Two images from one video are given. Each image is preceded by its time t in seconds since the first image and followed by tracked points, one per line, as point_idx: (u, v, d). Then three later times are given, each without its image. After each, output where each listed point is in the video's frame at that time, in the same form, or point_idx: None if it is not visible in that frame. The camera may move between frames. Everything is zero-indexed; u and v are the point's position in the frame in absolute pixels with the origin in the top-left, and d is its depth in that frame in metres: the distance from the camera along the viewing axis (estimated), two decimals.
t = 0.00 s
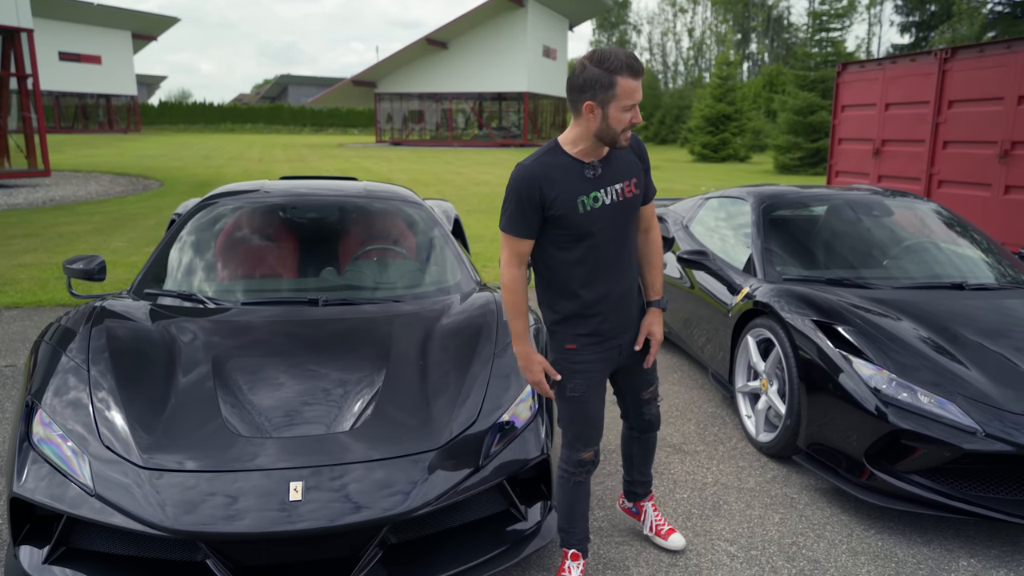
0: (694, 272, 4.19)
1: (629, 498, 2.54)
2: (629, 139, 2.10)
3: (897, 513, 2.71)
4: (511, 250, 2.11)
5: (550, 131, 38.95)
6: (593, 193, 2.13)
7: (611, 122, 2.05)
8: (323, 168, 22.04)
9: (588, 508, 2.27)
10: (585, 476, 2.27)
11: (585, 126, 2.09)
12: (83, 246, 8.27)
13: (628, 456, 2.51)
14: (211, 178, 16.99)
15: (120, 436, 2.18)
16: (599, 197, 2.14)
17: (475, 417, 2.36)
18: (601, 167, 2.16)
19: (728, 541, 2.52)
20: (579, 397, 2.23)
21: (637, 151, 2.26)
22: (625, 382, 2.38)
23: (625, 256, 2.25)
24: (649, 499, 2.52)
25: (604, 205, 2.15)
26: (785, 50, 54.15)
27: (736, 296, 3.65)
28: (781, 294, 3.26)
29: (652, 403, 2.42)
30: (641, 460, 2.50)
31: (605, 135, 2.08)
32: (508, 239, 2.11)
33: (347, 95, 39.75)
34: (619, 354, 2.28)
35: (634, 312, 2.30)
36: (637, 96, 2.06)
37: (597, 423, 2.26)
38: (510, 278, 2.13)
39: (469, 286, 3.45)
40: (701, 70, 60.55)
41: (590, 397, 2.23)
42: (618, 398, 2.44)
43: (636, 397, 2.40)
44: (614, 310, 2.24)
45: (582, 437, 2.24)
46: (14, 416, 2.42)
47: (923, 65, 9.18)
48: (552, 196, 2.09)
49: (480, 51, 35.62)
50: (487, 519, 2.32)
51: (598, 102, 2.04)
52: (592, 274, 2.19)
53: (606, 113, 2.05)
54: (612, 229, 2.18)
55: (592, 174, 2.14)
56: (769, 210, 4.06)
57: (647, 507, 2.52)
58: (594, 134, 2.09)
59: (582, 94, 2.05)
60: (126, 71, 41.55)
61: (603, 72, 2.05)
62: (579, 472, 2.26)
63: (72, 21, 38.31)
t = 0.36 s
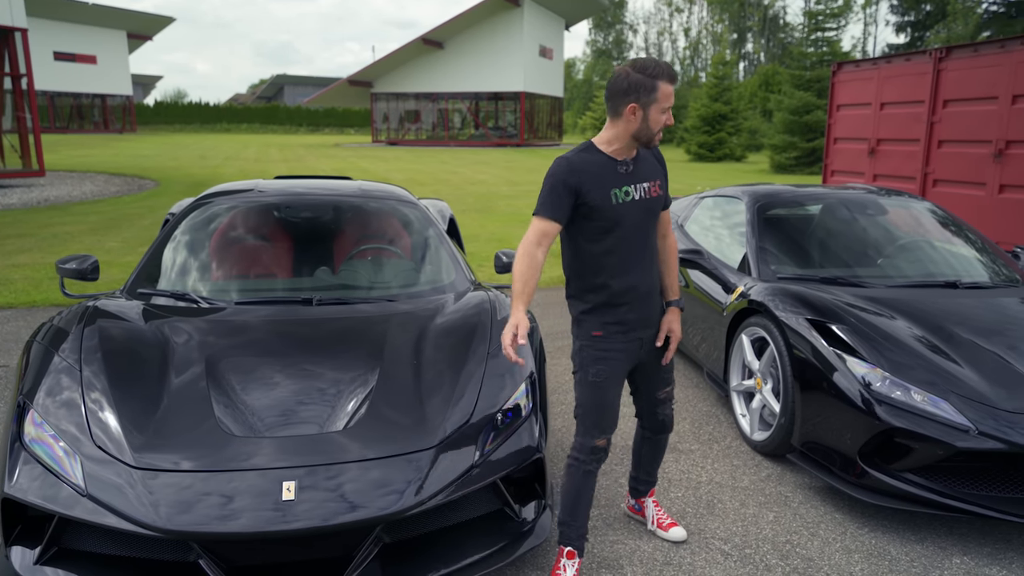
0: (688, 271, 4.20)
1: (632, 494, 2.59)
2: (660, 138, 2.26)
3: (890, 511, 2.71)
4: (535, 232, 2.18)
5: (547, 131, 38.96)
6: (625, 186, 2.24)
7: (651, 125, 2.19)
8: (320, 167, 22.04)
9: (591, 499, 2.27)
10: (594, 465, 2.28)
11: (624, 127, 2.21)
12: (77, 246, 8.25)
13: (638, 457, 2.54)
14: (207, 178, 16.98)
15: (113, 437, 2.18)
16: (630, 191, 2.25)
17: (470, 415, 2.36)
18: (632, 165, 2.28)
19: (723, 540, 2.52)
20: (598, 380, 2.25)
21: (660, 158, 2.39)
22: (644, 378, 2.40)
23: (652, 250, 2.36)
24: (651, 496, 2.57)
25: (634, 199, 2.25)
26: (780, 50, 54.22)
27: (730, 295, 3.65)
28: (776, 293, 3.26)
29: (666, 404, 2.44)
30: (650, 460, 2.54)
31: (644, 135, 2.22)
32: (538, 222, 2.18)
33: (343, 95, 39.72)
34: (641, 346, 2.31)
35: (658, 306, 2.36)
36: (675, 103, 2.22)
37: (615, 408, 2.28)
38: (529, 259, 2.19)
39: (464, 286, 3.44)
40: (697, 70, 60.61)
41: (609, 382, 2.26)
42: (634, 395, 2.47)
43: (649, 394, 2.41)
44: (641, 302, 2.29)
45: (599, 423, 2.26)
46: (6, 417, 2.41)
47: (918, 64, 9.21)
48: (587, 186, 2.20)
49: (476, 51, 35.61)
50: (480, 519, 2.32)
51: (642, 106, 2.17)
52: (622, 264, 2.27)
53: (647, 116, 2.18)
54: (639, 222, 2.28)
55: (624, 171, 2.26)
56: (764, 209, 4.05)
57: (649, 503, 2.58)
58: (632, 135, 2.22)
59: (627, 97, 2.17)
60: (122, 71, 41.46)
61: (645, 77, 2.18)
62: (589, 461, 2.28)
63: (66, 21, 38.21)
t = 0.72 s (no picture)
0: (680, 269, 4.19)
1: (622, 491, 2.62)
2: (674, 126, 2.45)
3: (879, 510, 2.71)
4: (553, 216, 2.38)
5: (542, 131, 38.93)
6: (641, 173, 2.42)
7: (666, 110, 2.39)
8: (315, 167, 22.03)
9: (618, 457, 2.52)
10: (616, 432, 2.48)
11: (642, 114, 2.41)
12: (69, 247, 8.20)
13: (629, 444, 2.60)
14: (202, 178, 16.97)
15: (100, 438, 2.17)
16: (645, 178, 2.43)
17: (458, 414, 2.36)
18: (649, 154, 2.46)
19: (712, 538, 2.52)
20: (614, 358, 2.43)
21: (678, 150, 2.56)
22: (646, 355, 2.54)
23: (665, 235, 2.53)
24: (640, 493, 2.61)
25: (649, 185, 2.44)
26: (775, 49, 54.28)
27: (721, 294, 3.65)
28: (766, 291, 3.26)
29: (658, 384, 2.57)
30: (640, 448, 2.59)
31: (657, 120, 2.41)
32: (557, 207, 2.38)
33: (338, 94, 39.67)
34: (648, 326, 2.47)
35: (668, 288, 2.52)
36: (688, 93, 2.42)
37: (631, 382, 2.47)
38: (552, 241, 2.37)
39: (454, 285, 3.43)
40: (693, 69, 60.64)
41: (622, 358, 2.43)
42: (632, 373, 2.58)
43: (646, 375, 2.56)
44: (649, 282, 2.47)
45: (620, 397, 2.45)
46: None
47: (911, 64, 9.24)
48: (605, 171, 2.39)
49: (472, 51, 35.56)
50: (468, 519, 2.32)
51: (658, 92, 2.37)
52: (635, 245, 2.45)
53: (662, 102, 2.38)
54: (652, 208, 2.46)
55: (641, 158, 2.44)
56: (756, 207, 4.06)
57: (638, 500, 2.60)
58: (649, 120, 2.41)
59: (644, 85, 2.39)
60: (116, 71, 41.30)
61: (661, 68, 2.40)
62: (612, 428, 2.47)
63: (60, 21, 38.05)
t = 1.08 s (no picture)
0: (666, 266, 4.19)
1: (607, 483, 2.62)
2: (625, 117, 2.48)
3: (862, 506, 2.71)
4: (552, 210, 2.48)
5: (537, 128, 38.93)
6: (612, 166, 2.54)
7: (611, 106, 2.48)
8: (308, 165, 21.95)
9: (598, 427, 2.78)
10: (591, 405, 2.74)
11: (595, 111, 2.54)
12: (58, 246, 8.16)
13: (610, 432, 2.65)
14: (195, 175, 16.89)
15: (78, 438, 2.15)
16: (617, 170, 2.55)
17: (439, 412, 2.35)
18: (619, 148, 2.57)
19: (694, 535, 2.53)
20: (583, 345, 2.63)
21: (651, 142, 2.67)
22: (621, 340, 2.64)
23: (643, 224, 2.64)
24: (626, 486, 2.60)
25: (621, 177, 2.55)
26: (770, 46, 54.32)
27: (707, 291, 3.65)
28: (752, 289, 3.26)
29: (634, 366, 2.64)
30: (621, 437, 2.63)
31: (608, 115, 2.50)
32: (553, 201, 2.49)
33: (332, 91, 39.62)
34: (624, 312, 2.59)
35: (644, 275, 2.63)
36: (638, 85, 2.43)
37: (601, 365, 2.67)
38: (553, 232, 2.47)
39: (439, 283, 3.42)
40: (688, 66, 60.63)
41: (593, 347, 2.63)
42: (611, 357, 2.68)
43: (622, 358, 2.65)
44: (625, 269, 2.59)
45: (590, 376, 2.69)
46: None
47: (902, 60, 9.25)
48: (579, 166, 2.52)
49: (466, 48, 35.50)
50: (448, 517, 2.32)
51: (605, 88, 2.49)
52: (609, 234, 2.57)
53: (608, 97, 2.48)
54: (626, 198, 2.57)
55: (611, 152, 2.55)
56: (745, 203, 4.06)
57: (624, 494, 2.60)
58: (602, 116, 2.53)
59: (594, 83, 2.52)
60: (110, 68, 41.15)
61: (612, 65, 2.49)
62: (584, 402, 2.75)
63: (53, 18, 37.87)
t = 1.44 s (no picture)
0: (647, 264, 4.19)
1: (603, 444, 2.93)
2: (569, 110, 2.73)
3: (836, 503, 2.72)
4: (512, 207, 2.81)
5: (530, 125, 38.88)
6: (570, 160, 2.78)
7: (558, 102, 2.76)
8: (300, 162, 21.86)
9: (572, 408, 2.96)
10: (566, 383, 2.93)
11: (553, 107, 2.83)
12: (44, 245, 8.10)
13: (605, 404, 2.93)
14: (186, 173, 16.78)
15: (43, 441, 2.15)
16: (575, 164, 2.78)
17: (410, 411, 2.35)
18: (578, 143, 2.80)
19: (667, 534, 2.53)
20: (554, 325, 2.89)
21: (616, 135, 2.85)
22: (596, 321, 2.89)
23: (604, 213, 2.86)
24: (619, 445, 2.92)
25: (579, 170, 2.78)
26: (763, 43, 54.38)
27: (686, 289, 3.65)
28: (729, 287, 3.26)
29: (618, 344, 2.89)
30: (612, 406, 2.93)
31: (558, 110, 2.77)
32: (513, 198, 2.81)
33: (325, 88, 39.47)
34: (584, 295, 2.85)
35: (606, 261, 2.86)
36: (577, 79, 2.68)
37: (574, 343, 2.91)
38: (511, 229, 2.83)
39: (417, 282, 3.42)
40: (682, 63, 60.59)
41: (564, 325, 2.89)
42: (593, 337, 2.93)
43: (604, 337, 2.89)
44: (584, 255, 2.83)
45: (562, 353, 2.90)
46: None
47: (890, 58, 9.28)
48: (538, 161, 2.78)
49: (460, 45, 35.43)
50: (419, 517, 2.32)
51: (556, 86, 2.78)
52: (568, 222, 2.82)
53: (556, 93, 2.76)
54: (584, 191, 2.81)
55: (570, 147, 2.79)
56: (729, 199, 4.07)
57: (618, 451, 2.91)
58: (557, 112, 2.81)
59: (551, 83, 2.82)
60: (102, 66, 40.92)
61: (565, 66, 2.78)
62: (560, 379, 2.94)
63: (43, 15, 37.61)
